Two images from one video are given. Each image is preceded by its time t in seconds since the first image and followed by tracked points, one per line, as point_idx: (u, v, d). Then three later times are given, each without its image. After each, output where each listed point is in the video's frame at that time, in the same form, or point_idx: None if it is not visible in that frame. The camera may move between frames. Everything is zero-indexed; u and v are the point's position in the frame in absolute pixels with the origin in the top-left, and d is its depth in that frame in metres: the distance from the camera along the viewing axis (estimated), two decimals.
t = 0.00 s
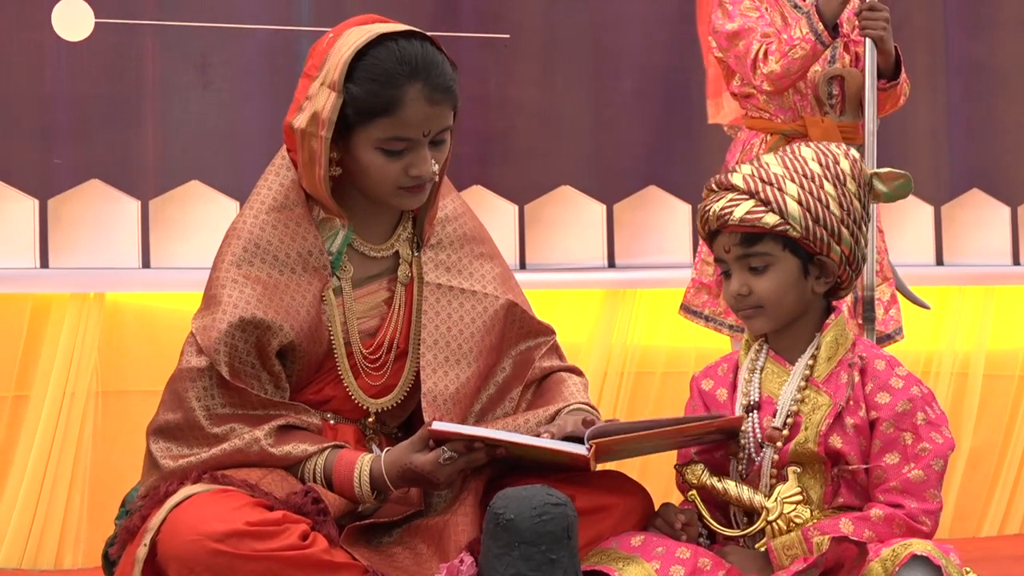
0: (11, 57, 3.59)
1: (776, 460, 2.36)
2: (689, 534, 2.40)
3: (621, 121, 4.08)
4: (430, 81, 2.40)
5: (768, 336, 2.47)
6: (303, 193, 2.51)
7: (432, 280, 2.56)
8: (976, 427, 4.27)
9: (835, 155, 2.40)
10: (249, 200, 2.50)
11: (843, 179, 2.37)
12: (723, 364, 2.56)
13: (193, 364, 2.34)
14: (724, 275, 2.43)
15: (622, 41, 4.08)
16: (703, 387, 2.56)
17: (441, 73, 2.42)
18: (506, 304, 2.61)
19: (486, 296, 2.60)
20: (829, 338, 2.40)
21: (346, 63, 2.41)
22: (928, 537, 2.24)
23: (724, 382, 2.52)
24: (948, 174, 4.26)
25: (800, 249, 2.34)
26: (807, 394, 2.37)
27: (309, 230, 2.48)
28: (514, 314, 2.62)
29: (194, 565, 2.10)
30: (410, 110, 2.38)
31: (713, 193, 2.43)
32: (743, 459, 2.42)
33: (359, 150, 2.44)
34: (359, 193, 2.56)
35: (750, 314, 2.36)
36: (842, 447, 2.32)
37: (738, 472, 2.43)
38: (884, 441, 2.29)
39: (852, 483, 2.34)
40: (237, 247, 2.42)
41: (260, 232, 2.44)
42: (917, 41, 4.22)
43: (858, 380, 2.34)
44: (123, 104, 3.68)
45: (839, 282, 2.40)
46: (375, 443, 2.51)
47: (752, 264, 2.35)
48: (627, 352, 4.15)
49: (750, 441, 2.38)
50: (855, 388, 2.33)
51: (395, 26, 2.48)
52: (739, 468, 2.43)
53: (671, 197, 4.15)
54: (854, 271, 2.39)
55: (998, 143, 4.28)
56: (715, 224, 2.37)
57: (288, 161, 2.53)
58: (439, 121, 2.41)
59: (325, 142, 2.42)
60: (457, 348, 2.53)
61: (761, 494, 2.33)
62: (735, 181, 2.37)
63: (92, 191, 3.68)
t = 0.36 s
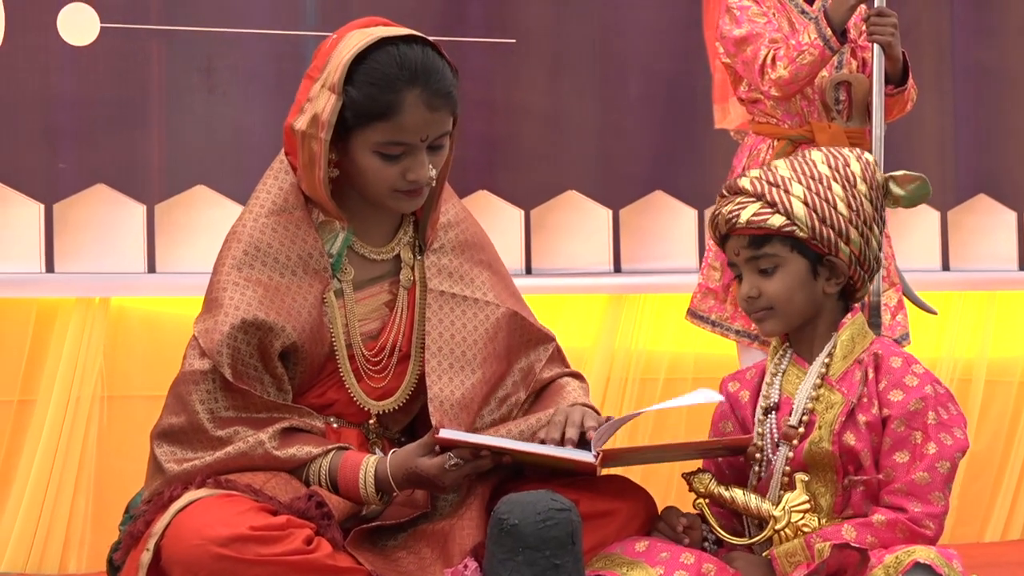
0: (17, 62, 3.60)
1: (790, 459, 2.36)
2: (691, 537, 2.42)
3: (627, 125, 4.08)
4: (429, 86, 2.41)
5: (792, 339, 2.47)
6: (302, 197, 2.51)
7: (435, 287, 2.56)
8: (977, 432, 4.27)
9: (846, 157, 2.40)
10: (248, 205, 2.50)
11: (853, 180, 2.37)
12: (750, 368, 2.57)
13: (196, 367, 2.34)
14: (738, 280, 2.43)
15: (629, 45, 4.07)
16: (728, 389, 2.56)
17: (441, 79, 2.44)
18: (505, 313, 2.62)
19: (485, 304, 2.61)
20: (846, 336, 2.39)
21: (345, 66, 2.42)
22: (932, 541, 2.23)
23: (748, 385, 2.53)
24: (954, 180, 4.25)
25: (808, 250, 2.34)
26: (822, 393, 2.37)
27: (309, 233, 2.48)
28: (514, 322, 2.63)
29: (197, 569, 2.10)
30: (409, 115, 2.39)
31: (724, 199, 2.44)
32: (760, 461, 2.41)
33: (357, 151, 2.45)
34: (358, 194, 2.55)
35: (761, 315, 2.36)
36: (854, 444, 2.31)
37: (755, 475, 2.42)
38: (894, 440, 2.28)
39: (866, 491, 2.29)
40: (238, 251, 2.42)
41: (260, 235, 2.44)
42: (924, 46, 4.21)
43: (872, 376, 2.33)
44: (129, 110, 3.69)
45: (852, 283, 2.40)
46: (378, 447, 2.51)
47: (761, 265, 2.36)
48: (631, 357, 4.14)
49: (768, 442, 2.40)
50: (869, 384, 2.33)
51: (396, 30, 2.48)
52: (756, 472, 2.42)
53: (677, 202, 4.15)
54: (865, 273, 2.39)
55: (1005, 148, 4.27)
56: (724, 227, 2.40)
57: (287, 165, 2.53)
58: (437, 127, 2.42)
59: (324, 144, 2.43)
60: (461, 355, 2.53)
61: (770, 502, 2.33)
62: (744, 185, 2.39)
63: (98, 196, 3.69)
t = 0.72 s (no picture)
0: (15, 63, 3.60)
1: (785, 459, 2.35)
2: (692, 539, 2.41)
3: (625, 127, 4.09)
4: (423, 84, 2.42)
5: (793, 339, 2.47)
6: (296, 198, 2.51)
7: (433, 287, 2.56)
8: (976, 434, 4.26)
9: (892, 174, 2.36)
10: (242, 207, 2.50)
11: (892, 200, 2.35)
12: (748, 364, 2.57)
13: (194, 368, 2.34)
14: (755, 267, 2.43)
15: (628, 47, 4.08)
16: (725, 384, 2.56)
17: (434, 77, 2.45)
18: (499, 314, 2.63)
19: (481, 305, 2.61)
20: (850, 344, 2.38)
21: (339, 65, 2.43)
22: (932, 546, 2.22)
23: (746, 381, 2.53)
24: (953, 181, 4.26)
25: (833, 263, 2.34)
26: (822, 396, 2.37)
27: (303, 234, 2.48)
28: (508, 323, 2.65)
29: (196, 570, 2.10)
30: (404, 113, 2.40)
31: (763, 186, 2.42)
32: (756, 460, 2.40)
33: (351, 150, 2.45)
34: (354, 195, 2.56)
35: (770, 312, 2.38)
36: (851, 450, 2.31)
37: (751, 473, 2.41)
38: (894, 447, 2.28)
39: (862, 492, 2.31)
40: (234, 252, 2.42)
41: (256, 236, 2.44)
42: (922, 48, 4.22)
43: (874, 384, 2.34)
44: (127, 112, 3.69)
45: (865, 300, 2.39)
46: (376, 447, 2.50)
47: (784, 264, 2.35)
48: (630, 359, 4.14)
49: (765, 441, 2.39)
50: (870, 391, 2.34)
51: (390, 29, 2.49)
52: (753, 470, 2.41)
53: (675, 204, 4.15)
54: (881, 292, 2.38)
55: (1003, 150, 4.28)
56: (755, 219, 2.37)
57: (280, 166, 2.53)
58: (432, 124, 2.43)
59: (320, 144, 2.43)
60: (461, 357, 2.53)
61: (766, 501, 2.34)
62: (786, 182, 2.36)
63: (95, 198, 3.69)
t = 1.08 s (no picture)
0: (13, 63, 3.60)
1: (799, 457, 2.35)
2: (688, 538, 2.42)
3: (623, 127, 4.09)
4: (415, 77, 2.42)
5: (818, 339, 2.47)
6: (290, 196, 2.52)
7: (426, 286, 2.57)
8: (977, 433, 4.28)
9: (870, 159, 2.40)
10: (237, 204, 2.50)
11: (879, 180, 2.37)
12: (774, 359, 2.57)
13: (191, 365, 2.34)
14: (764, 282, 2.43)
15: (625, 46, 4.08)
16: (748, 376, 2.57)
17: (424, 70, 2.45)
18: (493, 312, 2.63)
19: (474, 303, 2.61)
20: (876, 344, 2.38)
21: (330, 61, 2.43)
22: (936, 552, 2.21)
23: (769, 375, 2.54)
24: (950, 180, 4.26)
25: (839, 247, 2.33)
26: (843, 398, 2.37)
27: (298, 231, 2.48)
28: (502, 321, 2.65)
29: (195, 569, 2.10)
30: (397, 105, 2.40)
31: (750, 203, 2.44)
32: (772, 455, 2.41)
33: (345, 145, 2.45)
34: (349, 193, 2.56)
35: (793, 315, 2.36)
36: (865, 454, 2.30)
37: (766, 467, 2.41)
38: (910, 453, 2.27)
39: (873, 498, 2.28)
40: (229, 250, 2.42)
41: (250, 234, 2.44)
42: (919, 47, 4.22)
43: (897, 389, 2.32)
44: (124, 111, 3.69)
45: (882, 281, 2.39)
46: (374, 445, 2.50)
47: (791, 265, 2.35)
48: (629, 356, 4.15)
49: (782, 437, 2.40)
50: (892, 396, 2.32)
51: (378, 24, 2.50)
52: (767, 464, 2.41)
53: (672, 203, 4.16)
54: (896, 269, 2.38)
55: (1000, 149, 4.29)
56: (753, 231, 2.40)
57: (273, 166, 2.53)
58: (425, 116, 2.43)
59: (312, 140, 2.43)
60: (454, 354, 2.54)
61: (767, 503, 2.34)
62: (770, 186, 2.39)
63: (93, 198, 3.69)
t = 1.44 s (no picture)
0: (9, 62, 3.60)
1: (785, 457, 2.35)
2: (685, 535, 2.41)
3: (619, 125, 4.09)
4: (405, 67, 2.43)
5: (798, 338, 2.48)
6: (284, 193, 2.52)
7: (420, 283, 2.57)
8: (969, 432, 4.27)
9: (886, 167, 2.36)
10: (231, 202, 2.50)
11: (887, 193, 2.34)
12: (752, 361, 2.57)
13: (186, 362, 2.33)
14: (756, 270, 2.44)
15: (620, 45, 4.08)
16: (728, 380, 2.57)
17: (413, 59, 2.46)
18: (488, 310, 2.64)
19: (468, 301, 2.61)
20: (855, 344, 2.39)
21: (320, 55, 2.44)
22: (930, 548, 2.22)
23: (750, 377, 2.54)
24: (946, 179, 4.26)
25: (827, 256, 2.33)
26: (826, 396, 2.37)
27: (292, 228, 2.48)
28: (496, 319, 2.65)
29: (190, 567, 2.10)
30: (387, 95, 2.40)
31: (756, 188, 2.43)
32: (756, 456, 2.42)
33: (338, 139, 2.46)
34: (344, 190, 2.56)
35: (771, 311, 2.37)
36: (852, 451, 2.31)
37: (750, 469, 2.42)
38: (897, 449, 2.28)
39: (861, 493, 2.30)
40: (223, 248, 2.42)
41: (244, 231, 2.44)
42: (915, 46, 4.23)
43: (879, 385, 2.34)
44: (120, 110, 3.69)
45: (867, 292, 2.38)
46: (369, 443, 2.50)
47: (778, 263, 2.36)
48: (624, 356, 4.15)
49: (767, 438, 2.40)
50: (874, 392, 2.33)
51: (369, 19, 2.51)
52: (751, 466, 2.42)
53: (668, 202, 4.16)
54: (882, 285, 2.37)
55: (996, 148, 4.29)
56: (749, 219, 2.39)
57: (267, 164, 2.54)
58: (416, 107, 2.43)
59: (304, 134, 2.45)
60: (448, 352, 2.53)
61: (762, 498, 2.33)
62: (776, 180, 2.38)
63: (89, 196, 3.68)
